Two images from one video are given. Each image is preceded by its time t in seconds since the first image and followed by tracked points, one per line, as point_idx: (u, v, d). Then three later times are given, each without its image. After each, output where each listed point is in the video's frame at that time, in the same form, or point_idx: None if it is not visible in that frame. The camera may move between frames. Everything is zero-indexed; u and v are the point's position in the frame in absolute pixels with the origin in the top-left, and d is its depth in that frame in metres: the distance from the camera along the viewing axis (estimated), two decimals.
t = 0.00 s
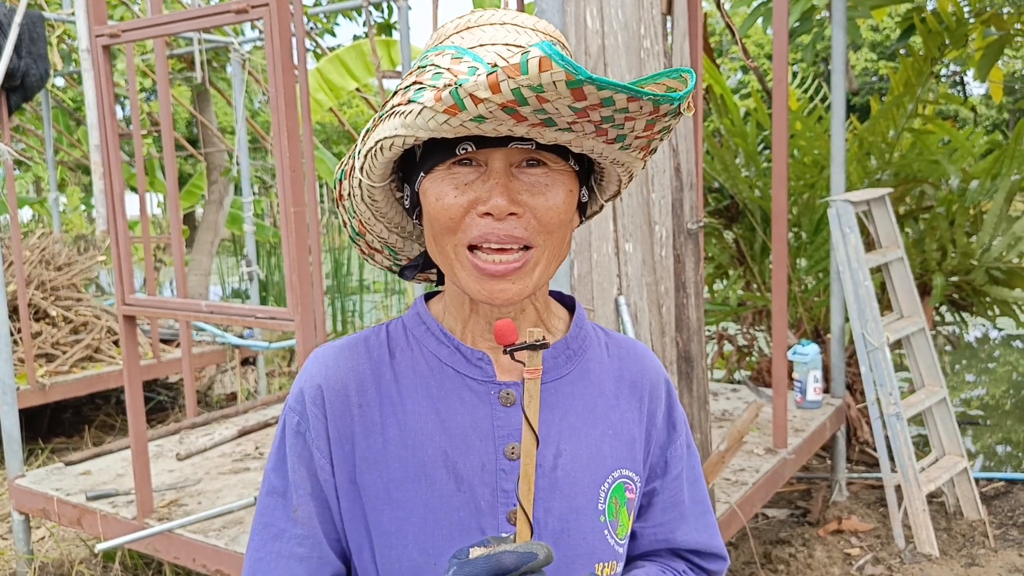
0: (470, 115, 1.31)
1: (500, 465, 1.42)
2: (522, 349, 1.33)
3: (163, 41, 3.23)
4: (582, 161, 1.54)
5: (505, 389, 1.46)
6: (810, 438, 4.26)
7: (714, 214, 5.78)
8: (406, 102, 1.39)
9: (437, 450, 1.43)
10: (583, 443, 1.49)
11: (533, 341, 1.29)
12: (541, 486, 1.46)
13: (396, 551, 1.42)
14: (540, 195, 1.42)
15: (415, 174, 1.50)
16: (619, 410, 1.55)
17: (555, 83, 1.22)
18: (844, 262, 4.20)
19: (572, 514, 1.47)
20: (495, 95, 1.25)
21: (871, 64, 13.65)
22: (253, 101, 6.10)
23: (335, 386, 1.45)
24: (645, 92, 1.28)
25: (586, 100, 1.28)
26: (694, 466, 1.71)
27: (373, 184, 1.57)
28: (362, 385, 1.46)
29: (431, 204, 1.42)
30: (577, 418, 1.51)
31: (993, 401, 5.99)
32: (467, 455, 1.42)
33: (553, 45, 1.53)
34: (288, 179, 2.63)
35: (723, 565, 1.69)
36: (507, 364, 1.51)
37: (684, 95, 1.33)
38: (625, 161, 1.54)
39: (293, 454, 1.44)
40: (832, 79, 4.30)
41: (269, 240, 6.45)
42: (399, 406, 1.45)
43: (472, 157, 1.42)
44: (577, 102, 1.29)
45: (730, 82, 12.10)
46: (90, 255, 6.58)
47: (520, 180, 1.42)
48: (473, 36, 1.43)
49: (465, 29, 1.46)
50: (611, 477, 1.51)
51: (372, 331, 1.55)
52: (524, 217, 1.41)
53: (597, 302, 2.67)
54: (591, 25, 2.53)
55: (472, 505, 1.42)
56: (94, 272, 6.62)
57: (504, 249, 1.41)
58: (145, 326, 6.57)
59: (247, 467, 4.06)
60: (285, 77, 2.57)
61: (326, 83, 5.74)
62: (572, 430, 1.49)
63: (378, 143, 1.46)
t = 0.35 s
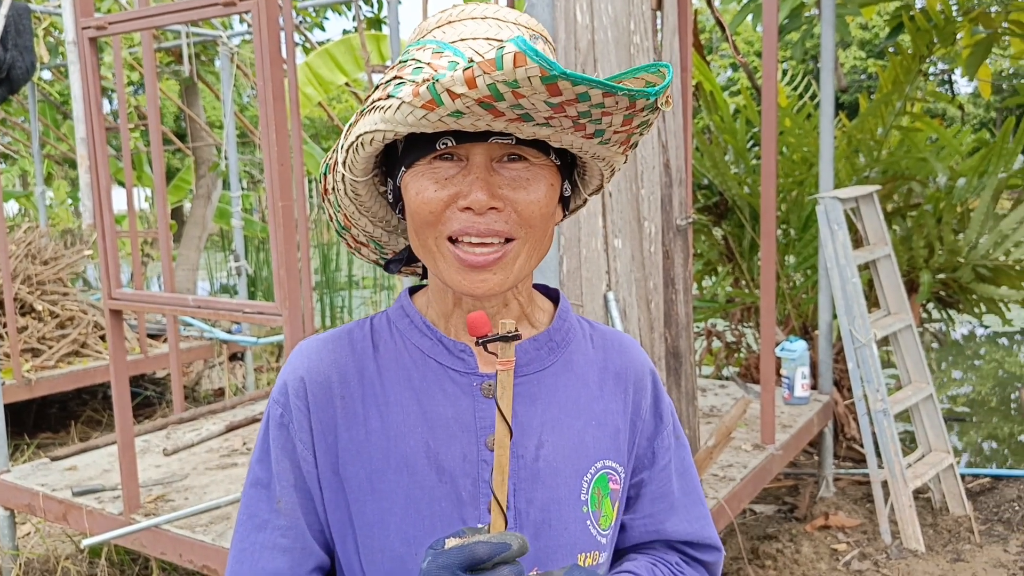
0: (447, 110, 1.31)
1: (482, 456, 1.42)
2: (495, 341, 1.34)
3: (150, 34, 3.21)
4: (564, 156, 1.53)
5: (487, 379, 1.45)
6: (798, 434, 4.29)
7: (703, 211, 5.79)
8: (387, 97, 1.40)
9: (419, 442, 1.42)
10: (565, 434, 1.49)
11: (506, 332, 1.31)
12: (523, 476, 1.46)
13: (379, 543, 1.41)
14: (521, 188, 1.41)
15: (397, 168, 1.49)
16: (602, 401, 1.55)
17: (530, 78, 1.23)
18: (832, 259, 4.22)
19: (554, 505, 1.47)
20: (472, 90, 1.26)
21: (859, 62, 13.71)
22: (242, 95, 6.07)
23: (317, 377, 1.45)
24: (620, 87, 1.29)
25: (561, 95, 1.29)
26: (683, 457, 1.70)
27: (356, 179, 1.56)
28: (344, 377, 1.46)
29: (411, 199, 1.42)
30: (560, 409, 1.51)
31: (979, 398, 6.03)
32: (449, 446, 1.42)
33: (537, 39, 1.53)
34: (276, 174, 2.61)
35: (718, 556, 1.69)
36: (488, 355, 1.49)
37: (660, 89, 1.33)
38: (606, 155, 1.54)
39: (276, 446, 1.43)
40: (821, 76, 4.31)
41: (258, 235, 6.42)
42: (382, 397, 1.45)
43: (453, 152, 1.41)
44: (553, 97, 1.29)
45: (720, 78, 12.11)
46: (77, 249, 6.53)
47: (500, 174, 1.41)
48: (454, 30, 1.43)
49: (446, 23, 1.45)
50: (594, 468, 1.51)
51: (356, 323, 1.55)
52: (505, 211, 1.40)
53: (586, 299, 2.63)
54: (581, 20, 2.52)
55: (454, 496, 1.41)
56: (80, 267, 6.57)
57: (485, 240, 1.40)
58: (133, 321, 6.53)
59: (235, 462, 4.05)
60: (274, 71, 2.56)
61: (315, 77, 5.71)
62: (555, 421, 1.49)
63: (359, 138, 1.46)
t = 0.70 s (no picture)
0: (419, 157, 1.33)
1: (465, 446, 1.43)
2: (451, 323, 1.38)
3: (138, 30, 3.18)
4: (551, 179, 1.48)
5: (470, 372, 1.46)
6: (786, 432, 4.30)
7: (693, 209, 5.80)
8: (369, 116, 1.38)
9: (403, 433, 1.43)
10: (548, 423, 1.50)
11: (461, 316, 1.36)
12: (506, 466, 1.46)
13: (363, 536, 1.41)
14: (497, 216, 1.39)
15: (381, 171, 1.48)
16: (584, 390, 1.56)
17: (495, 155, 1.28)
18: (821, 258, 4.24)
19: (537, 494, 1.47)
20: (441, 149, 1.29)
21: (849, 61, 13.78)
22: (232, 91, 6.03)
23: (299, 371, 1.44)
24: (584, 172, 1.33)
25: (527, 172, 1.33)
26: (668, 446, 1.71)
27: (343, 173, 1.55)
28: (325, 370, 1.45)
29: (391, 212, 1.42)
30: (543, 401, 1.51)
31: (966, 396, 6.07)
32: (432, 438, 1.43)
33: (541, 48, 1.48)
34: (265, 171, 2.60)
35: (709, 543, 1.68)
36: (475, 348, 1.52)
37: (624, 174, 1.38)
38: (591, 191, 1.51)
39: (256, 440, 1.41)
40: (811, 76, 4.32)
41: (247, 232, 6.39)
42: (364, 390, 1.45)
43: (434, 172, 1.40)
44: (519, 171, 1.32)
45: (710, 76, 12.15)
46: (65, 246, 6.49)
47: (479, 201, 1.39)
48: (451, 39, 1.42)
49: (445, 28, 1.44)
50: (577, 457, 1.51)
51: (336, 317, 1.54)
52: (479, 240, 1.38)
53: (577, 297, 2.63)
54: (572, 17, 2.52)
55: (438, 487, 1.42)
56: (68, 264, 6.52)
57: (458, 265, 1.39)
58: (121, 319, 6.49)
59: (224, 460, 4.03)
60: (263, 67, 2.55)
61: (305, 73, 5.68)
62: (537, 411, 1.50)
63: (342, 147, 1.45)
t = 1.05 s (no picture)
0: (429, 110, 1.31)
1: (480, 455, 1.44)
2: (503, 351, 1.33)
3: (134, 27, 3.16)
4: (559, 159, 1.51)
5: (486, 378, 1.47)
6: (784, 430, 4.31)
7: (690, 207, 5.80)
8: (378, 93, 1.40)
9: (418, 439, 1.42)
10: (559, 431, 1.49)
11: (515, 344, 1.31)
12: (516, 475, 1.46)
13: (372, 542, 1.41)
14: (511, 189, 1.40)
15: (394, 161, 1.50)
16: (589, 397, 1.56)
17: (503, 82, 1.23)
18: (819, 256, 4.24)
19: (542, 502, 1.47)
20: (449, 91, 1.26)
21: (846, 60, 13.80)
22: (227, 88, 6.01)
23: (312, 372, 1.43)
24: (597, 93, 1.28)
25: (538, 100, 1.27)
26: (659, 451, 1.72)
27: (355, 172, 1.57)
28: (340, 371, 1.44)
29: (403, 193, 1.42)
30: (553, 407, 1.50)
31: (961, 393, 6.08)
32: (448, 444, 1.43)
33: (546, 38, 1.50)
34: (263, 168, 2.59)
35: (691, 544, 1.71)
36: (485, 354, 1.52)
37: (642, 98, 1.33)
38: (601, 161, 1.53)
39: (262, 440, 1.39)
40: (809, 74, 4.32)
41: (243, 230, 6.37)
42: (378, 393, 1.44)
43: (445, 150, 1.41)
44: (529, 102, 1.28)
45: (707, 75, 12.03)
46: (60, 244, 6.46)
47: (491, 175, 1.40)
48: (458, 26, 1.42)
49: (451, 17, 1.44)
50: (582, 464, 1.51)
51: (347, 315, 1.53)
52: (494, 213, 1.39)
53: (575, 295, 2.62)
54: (571, 15, 2.51)
55: (451, 496, 1.42)
56: (63, 262, 6.49)
57: (472, 243, 1.39)
58: (117, 317, 6.47)
59: (221, 459, 4.02)
60: (260, 64, 2.53)
61: (302, 71, 5.67)
62: (548, 418, 1.49)
63: (353, 133, 1.47)
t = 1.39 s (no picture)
0: (430, 105, 1.30)
1: (481, 452, 1.43)
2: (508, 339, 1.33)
3: (132, 26, 3.15)
4: (556, 152, 1.52)
5: (484, 375, 1.47)
6: (784, 427, 4.31)
7: (690, 205, 5.80)
8: (375, 92, 1.39)
9: (418, 437, 1.42)
10: (559, 429, 1.49)
11: (519, 332, 1.31)
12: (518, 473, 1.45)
13: (375, 543, 1.40)
14: (510, 183, 1.40)
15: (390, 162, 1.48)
16: (587, 395, 1.55)
17: (509, 72, 1.22)
18: (818, 253, 4.24)
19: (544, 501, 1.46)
20: (452, 83, 1.25)
21: (845, 57, 13.80)
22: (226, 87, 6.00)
23: (312, 372, 1.42)
24: (600, 81, 1.27)
25: (542, 89, 1.27)
26: (655, 448, 1.72)
27: (349, 173, 1.56)
28: (339, 371, 1.44)
29: (401, 193, 1.41)
30: (552, 404, 1.49)
31: (961, 390, 6.08)
32: (448, 442, 1.42)
33: (534, 34, 1.52)
34: (261, 167, 2.59)
35: (688, 540, 1.70)
36: (484, 351, 1.53)
37: (644, 85, 1.31)
38: (597, 151, 1.53)
39: (262, 442, 1.39)
40: (808, 71, 4.32)
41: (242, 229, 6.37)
42: (378, 392, 1.44)
43: (442, 146, 1.40)
44: (533, 91, 1.27)
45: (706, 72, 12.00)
46: (59, 244, 6.45)
47: (489, 169, 1.40)
48: (448, 23, 1.41)
49: (440, 16, 1.44)
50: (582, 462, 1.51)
51: (344, 316, 1.53)
52: (494, 207, 1.39)
53: (575, 294, 2.61)
54: (569, 12, 2.50)
55: (454, 494, 1.42)
56: (63, 262, 6.48)
57: (473, 236, 1.39)
58: (116, 317, 6.47)
59: (221, 459, 4.01)
60: (258, 63, 2.53)
61: (300, 70, 5.66)
62: (548, 416, 1.48)
63: (349, 132, 1.46)
